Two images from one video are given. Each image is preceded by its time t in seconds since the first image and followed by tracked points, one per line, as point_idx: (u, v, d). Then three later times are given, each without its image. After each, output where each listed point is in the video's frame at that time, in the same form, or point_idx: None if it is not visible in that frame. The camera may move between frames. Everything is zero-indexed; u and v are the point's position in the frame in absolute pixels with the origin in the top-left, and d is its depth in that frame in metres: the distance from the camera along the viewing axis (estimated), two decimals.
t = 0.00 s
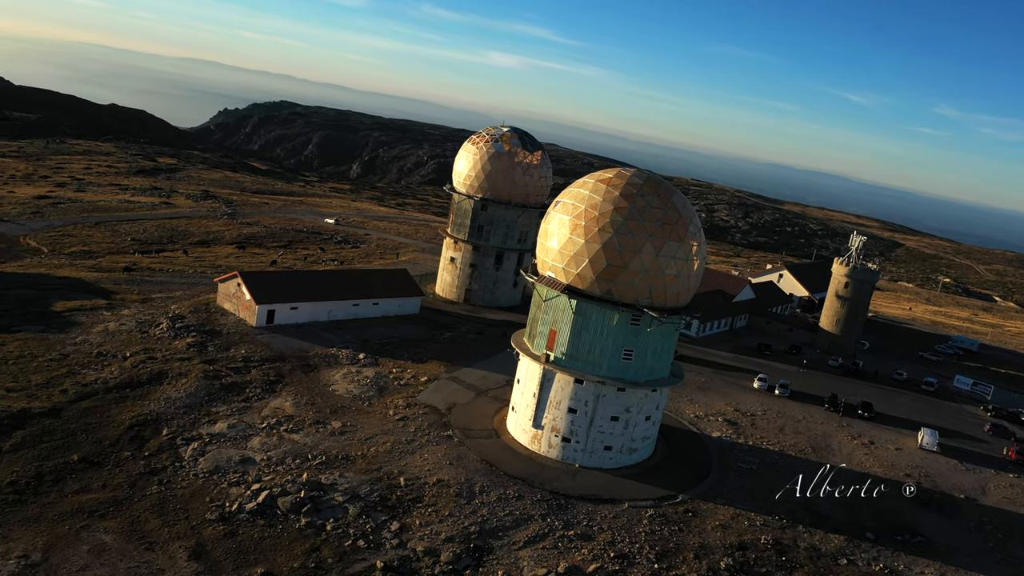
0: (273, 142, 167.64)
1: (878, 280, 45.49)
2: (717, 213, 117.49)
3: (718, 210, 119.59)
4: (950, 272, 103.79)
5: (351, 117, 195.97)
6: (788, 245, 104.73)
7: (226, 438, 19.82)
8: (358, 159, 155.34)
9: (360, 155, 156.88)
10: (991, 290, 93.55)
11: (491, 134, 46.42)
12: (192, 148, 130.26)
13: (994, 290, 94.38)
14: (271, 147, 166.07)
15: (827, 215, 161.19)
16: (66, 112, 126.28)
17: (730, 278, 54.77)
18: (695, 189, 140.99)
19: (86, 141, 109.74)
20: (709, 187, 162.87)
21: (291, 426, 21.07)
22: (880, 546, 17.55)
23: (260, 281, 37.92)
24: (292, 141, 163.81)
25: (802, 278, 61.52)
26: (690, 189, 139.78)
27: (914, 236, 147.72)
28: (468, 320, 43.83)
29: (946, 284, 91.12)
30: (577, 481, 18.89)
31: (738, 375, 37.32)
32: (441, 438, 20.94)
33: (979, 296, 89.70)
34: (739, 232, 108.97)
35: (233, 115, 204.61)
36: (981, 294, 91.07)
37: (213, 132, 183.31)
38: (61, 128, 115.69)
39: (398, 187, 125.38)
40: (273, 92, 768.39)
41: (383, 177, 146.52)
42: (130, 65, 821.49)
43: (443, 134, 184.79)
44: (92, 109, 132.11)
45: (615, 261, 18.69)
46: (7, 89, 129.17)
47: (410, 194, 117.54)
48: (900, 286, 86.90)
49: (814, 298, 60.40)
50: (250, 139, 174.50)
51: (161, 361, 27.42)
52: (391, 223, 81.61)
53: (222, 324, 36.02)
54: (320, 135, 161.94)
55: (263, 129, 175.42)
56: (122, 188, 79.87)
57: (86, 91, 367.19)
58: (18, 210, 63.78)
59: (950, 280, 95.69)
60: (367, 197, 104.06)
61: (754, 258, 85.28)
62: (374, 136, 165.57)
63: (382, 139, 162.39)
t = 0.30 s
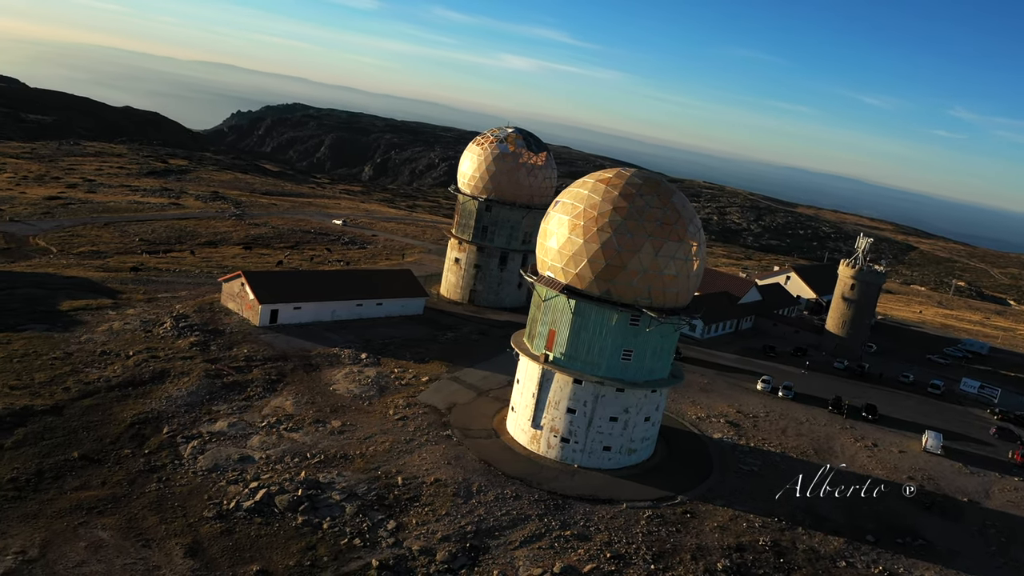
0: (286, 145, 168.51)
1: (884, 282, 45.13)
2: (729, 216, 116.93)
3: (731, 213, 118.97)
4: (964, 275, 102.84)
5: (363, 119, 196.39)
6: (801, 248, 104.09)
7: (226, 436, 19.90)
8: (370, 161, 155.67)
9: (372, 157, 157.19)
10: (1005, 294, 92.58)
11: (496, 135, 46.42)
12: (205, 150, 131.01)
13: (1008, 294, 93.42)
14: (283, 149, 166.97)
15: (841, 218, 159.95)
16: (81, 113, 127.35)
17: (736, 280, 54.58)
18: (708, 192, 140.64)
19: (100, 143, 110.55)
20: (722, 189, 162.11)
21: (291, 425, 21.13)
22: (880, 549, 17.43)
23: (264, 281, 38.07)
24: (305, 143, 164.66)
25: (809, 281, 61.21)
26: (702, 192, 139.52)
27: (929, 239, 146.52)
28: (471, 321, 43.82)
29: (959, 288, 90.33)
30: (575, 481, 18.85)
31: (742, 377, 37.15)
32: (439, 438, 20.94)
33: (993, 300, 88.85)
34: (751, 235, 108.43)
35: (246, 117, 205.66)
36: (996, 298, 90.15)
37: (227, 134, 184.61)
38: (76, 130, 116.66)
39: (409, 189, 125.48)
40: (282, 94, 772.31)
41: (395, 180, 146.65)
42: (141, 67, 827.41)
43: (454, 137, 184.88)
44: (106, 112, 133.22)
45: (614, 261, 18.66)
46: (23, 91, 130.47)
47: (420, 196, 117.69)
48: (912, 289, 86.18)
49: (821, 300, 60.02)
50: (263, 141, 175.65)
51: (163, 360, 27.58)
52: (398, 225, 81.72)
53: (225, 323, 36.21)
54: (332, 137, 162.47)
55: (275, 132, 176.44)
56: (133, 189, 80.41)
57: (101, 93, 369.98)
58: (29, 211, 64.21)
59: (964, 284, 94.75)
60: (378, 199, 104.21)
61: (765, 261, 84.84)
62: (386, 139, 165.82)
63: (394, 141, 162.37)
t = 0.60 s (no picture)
0: (298, 147, 169.29)
1: (891, 284, 44.76)
2: (741, 218, 116.29)
3: (743, 215, 118.29)
4: (979, 279, 101.80)
5: (374, 121, 196.79)
6: (813, 251, 103.47)
7: (226, 435, 19.99)
8: (382, 163, 156.07)
9: (384, 160, 157.59)
10: (1021, 298, 91.58)
11: (501, 136, 46.42)
12: (217, 152, 131.71)
13: None
14: (296, 152, 167.92)
15: (854, 221, 158.76)
16: (96, 116, 128.47)
17: (741, 282, 54.34)
18: (720, 194, 140.13)
19: (113, 144, 111.45)
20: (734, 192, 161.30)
21: (291, 423, 21.21)
22: (880, 551, 17.33)
23: (267, 281, 38.24)
24: (317, 146, 165.60)
25: (817, 283, 60.85)
26: (714, 194, 139.02)
27: (944, 242, 145.14)
28: (475, 322, 43.81)
29: (972, 291, 89.42)
30: (573, 482, 18.81)
31: (745, 379, 36.99)
32: (438, 437, 20.97)
33: (1008, 303, 87.91)
34: (763, 237, 107.83)
35: (259, 119, 206.90)
36: (1011, 301, 89.15)
37: (240, 136, 185.97)
38: (90, 132, 117.69)
39: (421, 191, 125.63)
40: (291, 96, 776.15)
41: (406, 182, 146.80)
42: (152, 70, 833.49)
43: (466, 139, 185.08)
44: (120, 114, 134.29)
45: (613, 261, 18.62)
46: (38, 94, 131.88)
47: (431, 198, 117.84)
48: (924, 292, 85.42)
49: (829, 302, 59.65)
50: (276, 143, 176.83)
51: (166, 359, 27.75)
52: (406, 226, 81.83)
53: (229, 323, 36.37)
54: (345, 140, 163.19)
55: (288, 134, 177.43)
56: (144, 190, 80.95)
57: (115, 96, 372.96)
58: (41, 212, 64.68)
59: (978, 287, 93.82)
60: (388, 201, 104.38)
61: (775, 264, 84.39)
62: (399, 141, 166.11)
63: (406, 143, 162.59)
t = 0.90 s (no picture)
0: (311, 149, 170.15)
1: (898, 286, 44.41)
2: (754, 221, 115.67)
3: (755, 217, 117.69)
4: (994, 282, 100.79)
5: (387, 123, 197.28)
6: (826, 254, 102.90)
7: (226, 433, 20.06)
8: (394, 166, 156.42)
9: (396, 162, 157.99)
10: None
11: (506, 137, 46.38)
12: (229, 154, 132.42)
13: None
14: (309, 154, 168.93)
15: (868, 224, 157.54)
16: (109, 118, 129.52)
17: (748, 284, 54.09)
18: (732, 197, 139.73)
19: (126, 146, 112.24)
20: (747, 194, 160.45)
21: (290, 423, 21.27)
22: (880, 554, 17.21)
23: (271, 281, 38.36)
24: (330, 148, 166.58)
25: (825, 285, 60.50)
26: (726, 197, 138.65)
27: (958, 246, 143.89)
28: (478, 322, 43.79)
29: (986, 295, 88.60)
30: (571, 482, 18.78)
31: (749, 380, 36.82)
32: (437, 437, 20.98)
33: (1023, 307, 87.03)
34: (776, 240, 107.32)
35: (271, 121, 208.10)
36: None
37: (254, 139, 187.26)
38: (104, 134, 118.61)
39: (432, 193, 125.78)
40: (301, 98, 779.95)
41: (417, 184, 146.90)
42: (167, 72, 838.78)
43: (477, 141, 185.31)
44: (134, 116, 135.21)
45: (612, 261, 18.59)
46: (53, 96, 133.22)
47: (442, 200, 118.02)
48: (936, 296, 84.74)
49: (836, 305, 59.27)
50: (289, 145, 178.07)
51: (169, 358, 27.87)
52: (414, 227, 81.92)
53: (233, 322, 36.52)
54: (357, 142, 163.89)
55: (301, 136, 178.50)
56: (154, 191, 81.47)
57: (128, 98, 375.35)
58: (51, 213, 65.15)
59: (992, 291, 92.93)
60: (399, 203, 104.52)
61: (785, 266, 84.00)
62: (410, 143, 166.44)
63: (418, 146, 162.87)
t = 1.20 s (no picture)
0: (323, 151, 170.87)
1: (905, 287, 44.09)
2: (765, 223, 115.11)
3: (767, 220, 117.13)
4: (1009, 286, 99.74)
5: (398, 126, 197.65)
6: (838, 257, 102.25)
7: (226, 431, 20.14)
8: (406, 168, 156.54)
9: (408, 164, 158.20)
10: None
11: (511, 138, 46.37)
12: (241, 155, 133.11)
13: None
14: (321, 156, 169.67)
15: (882, 227, 156.39)
16: (121, 119, 130.45)
17: (753, 285, 53.85)
18: (744, 200, 139.17)
19: (139, 148, 113.00)
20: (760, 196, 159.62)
21: (290, 421, 21.34)
22: (879, 557, 17.10)
23: (274, 281, 38.49)
24: (343, 151, 167.32)
25: (832, 287, 60.14)
26: (737, 199, 138.11)
27: (973, 249, 142.51)
28: (482, 323, 43.79)
29: (999, 299, 87.77)
30: (569, 482, 18.74)
31: (752, 382, 36.64)
32: (436, 437, 21.00)
33: None
34: (788, 243, 106.76)
35: (284, 124, 209.21)
36: None
37: (266, 141, 188.41)
38: (117, 136, 119.46)
39: (442, 196, 125.91)
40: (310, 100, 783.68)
41: (429, 186, 146.80)
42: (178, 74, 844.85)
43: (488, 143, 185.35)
44: (145, 117, 136.13)
45: (610, 261, 18.57)
46: (68, 98, 134.51)
47: (452, 202, 118.10)
48: (949, 299, 83.99)
49: (844, 307, 58.92)
50: (301, 148, 179.14)
51: (172, 357, 28.02)
52: (421, 229, 82.02)
53: (237, 322, 36.69)
54: (369, 145, 164.54)
55: (313, 138, 179.40)
56: (164, 192, 81.97)
57: (141, 100, 377.96)
58: (61, 213, 65.65)
59: (1006, 294, 91.97)
60: (409, 205, 104.61)
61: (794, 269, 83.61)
62: (422, 145, 166.65)
63: (430, 148, 162.99)
